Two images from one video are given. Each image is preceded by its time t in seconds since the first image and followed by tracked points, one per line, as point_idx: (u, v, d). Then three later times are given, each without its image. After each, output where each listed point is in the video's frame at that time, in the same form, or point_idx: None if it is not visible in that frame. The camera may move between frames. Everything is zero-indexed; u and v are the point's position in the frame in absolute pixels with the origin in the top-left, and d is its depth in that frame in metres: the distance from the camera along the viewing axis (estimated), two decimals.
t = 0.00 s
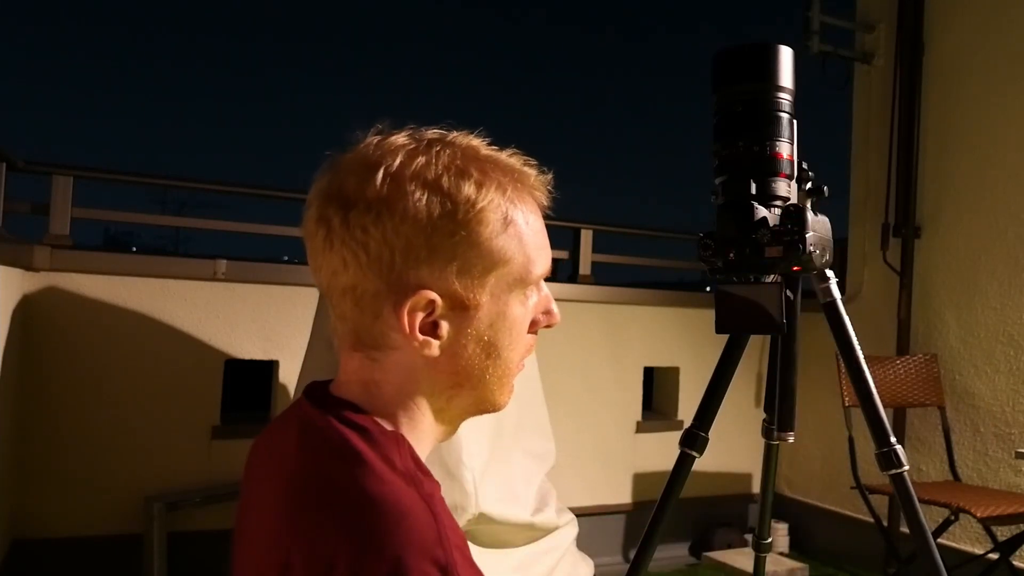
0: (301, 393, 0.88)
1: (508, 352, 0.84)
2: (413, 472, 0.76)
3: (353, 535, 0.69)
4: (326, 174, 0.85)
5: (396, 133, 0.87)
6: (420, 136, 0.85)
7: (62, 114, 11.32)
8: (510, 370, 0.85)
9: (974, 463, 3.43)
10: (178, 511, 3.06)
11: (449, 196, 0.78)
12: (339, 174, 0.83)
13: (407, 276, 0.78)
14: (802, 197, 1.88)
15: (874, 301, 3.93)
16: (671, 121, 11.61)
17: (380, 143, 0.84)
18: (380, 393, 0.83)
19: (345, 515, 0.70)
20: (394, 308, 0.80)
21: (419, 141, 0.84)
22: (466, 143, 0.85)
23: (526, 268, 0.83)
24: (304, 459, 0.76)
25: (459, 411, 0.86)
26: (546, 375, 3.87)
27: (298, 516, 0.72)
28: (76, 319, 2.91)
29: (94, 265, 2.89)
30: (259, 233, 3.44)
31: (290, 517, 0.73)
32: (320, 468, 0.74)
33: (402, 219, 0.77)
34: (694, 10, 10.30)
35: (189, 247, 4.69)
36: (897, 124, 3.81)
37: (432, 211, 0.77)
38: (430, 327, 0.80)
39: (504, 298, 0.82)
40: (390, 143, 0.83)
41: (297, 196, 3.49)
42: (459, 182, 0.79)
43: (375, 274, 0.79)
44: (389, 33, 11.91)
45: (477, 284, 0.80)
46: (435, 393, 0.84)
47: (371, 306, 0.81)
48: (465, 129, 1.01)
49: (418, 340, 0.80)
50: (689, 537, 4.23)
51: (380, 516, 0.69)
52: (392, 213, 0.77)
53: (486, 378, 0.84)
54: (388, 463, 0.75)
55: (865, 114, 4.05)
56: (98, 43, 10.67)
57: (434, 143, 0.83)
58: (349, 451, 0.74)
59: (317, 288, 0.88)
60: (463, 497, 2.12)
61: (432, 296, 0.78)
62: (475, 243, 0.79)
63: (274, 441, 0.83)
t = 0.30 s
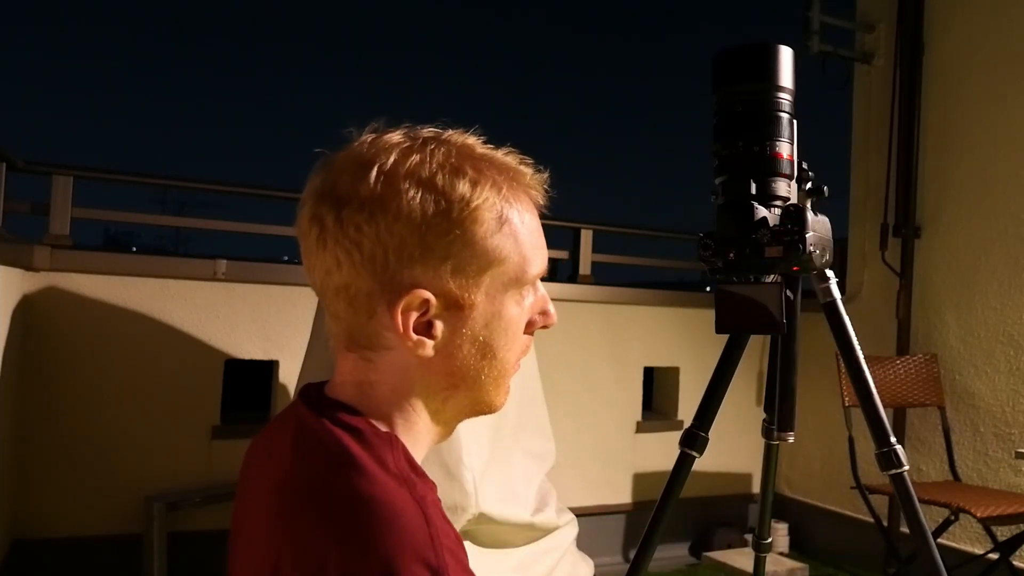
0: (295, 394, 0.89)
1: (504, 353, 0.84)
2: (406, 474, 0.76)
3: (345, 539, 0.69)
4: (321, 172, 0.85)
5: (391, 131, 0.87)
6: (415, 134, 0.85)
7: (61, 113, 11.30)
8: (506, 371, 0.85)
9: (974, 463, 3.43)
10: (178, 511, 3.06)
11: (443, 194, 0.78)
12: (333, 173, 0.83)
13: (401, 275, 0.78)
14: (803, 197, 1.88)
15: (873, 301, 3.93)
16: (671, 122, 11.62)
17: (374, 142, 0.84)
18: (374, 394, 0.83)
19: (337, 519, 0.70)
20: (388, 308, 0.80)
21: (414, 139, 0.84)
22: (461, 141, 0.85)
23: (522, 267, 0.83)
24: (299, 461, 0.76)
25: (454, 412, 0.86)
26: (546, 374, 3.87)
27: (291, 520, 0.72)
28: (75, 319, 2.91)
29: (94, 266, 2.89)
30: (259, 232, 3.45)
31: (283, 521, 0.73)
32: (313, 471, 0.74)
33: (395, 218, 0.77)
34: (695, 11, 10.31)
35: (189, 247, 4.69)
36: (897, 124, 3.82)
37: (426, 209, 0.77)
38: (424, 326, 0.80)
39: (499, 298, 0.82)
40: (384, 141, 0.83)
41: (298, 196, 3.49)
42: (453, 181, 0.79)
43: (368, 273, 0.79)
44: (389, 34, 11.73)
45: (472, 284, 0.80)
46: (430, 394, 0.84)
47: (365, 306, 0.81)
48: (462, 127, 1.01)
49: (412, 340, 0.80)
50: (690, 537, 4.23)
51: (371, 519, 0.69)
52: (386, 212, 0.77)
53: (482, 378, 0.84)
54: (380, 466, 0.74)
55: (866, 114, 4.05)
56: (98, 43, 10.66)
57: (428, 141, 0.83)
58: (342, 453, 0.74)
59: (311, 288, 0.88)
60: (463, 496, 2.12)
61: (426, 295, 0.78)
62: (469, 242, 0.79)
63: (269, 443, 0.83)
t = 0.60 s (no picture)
0: (293, 395, 0.89)
1: (504, 353, 0.85)
2: (404, 474, 0.76)
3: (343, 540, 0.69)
4: (320, 172, 0.85)
5: (391, 132, 0.87)
6: (416, 134, 0.85)
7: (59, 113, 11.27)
8: (505, 372, 0.85)
9: (975, 463, 3.43)
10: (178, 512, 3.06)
11: (443, 195, 0.78)
12: (332, 173, 0.83)
13: (401, 276, 0.78)
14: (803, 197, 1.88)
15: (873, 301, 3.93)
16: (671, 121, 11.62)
17: (374, 142, 0.84)
18: (374, 394, 0.83)
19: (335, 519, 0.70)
20: (387, 308, 0.80)
21: (415, 139, 0.84)
22: (461, 142, 0.85)
23: (522, 268, 0.83)
24: (297, 462, 0.76)
25: (453, 413, 0.86)
26: (546, 374, 3.87)
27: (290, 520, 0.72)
28: (75, 319, 2.91)
29: (94, 265, 2.89)
30: (259, 232, 3.45)
31: (281, 522, 0.73)
32: (311, 472, 0.74)
33: (395, 219, 0.77)
34: (695, 11, 10.31)
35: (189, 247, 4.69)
36: (897, 124, 3.82)
37: (425, 210, 0.77)
38: (423, 327, 0.80)
39: (498, 299, 0.82)
40: (385, 141, 0.83)
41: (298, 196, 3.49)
42: (454, 181, 0.79)
43: (368, 274, 0.79)
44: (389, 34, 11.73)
45: (471, 285, 0.80)
46: (430, 395, 0.84)
47: (365, 307, 0.81)
48: (462, 127, 1.01)
49: (411, 340, 0.80)
50: (690, 537, 4.23)
51: (370, 520, 0.69)
52: (385, 211, 0.77)
53: (481, 379, 0.84)
54: (379, 466, 0.74)
55: (866, 113, 4.05)
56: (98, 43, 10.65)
57: (429, 142, 0.83)
58: (341, 454, 0.75)
59: (310, 288, 0.88)
60: (463, 497, 2.12)
61: (425, 296, 0.78)
62: (469, 243, 0.79)
63: (267, 444, 0.83)
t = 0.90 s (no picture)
0: (295, 395, 0.89)
1: (506, 354, 0.85)
2: (405, 474, 0.76)
3: (343, 540, 0.69)
4: (323, 173, 0.85)
5: (393, 132, 0.87)
6: (418, 135, 0.85)
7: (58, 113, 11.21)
8: (507, 372, 0.85)
9: (975, 463, 3.43)
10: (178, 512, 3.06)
11: (445, 195, 0.78)
12: (334, 174, 0.83)
13: (402, 277, 0.78)
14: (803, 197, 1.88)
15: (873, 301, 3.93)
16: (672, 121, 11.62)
17: (376, 143, 0.84)
18: (375, 395, 0.83)
19: (336, 520, 0.70)
20: (389, 309, 0.80)
21: (417, 140, 0.84)
22: (463, 142, 0.85)
23: (524, 269, 0.83)
24: (298, 462, 0.76)
25: (454, 414, 0.86)
26: (546, 374, 3.87)
27: (289, 521, 0.72)
28: (75, 319, 2.91)
29: (94, 266, 2.90)
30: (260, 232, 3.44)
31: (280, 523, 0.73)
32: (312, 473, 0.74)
33: (397, 219, 0.77)
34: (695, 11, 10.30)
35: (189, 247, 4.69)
36: (897, 124, 3.82)
37: (428, 210, 0.77)
38: (424, 328, 0.80)
39: (501, 300, 0.82)
40: (387, 142, 0.83)
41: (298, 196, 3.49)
42: (456, 182, 0.79)
43: (370, 274, 0.79)
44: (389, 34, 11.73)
45: (474, 286, 0.80)
46: (431, 395, 0.84)
47: (366, 308, 0.81)
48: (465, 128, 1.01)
49: (413, 341, 0.80)
50: (690, 537, 4.23)
51: (371, 521, 0.69)
52: (387, 212, 0.77)
53: (483, 380, 0.84)
54: (381, 466, 0.74)
55: (866, 114, 4.05)
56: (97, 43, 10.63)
57: (431, 143, 0.83)
58: (342, 454, 0.74)
59: (312, 288, 0.88)
60: (463, 497, 2.13)
61: (427, 297, 0.78)
62: (471, 244, 0.79)
63: (269, 445, 0.82)
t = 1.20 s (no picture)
0: (297, 395, 0.89)
1: (508, 354, 0.85)
2: (406, 474, 0.76)
3: (344, 540, 0.69)
4: (325, 172, 0.85)
5: (395, 133, 0.87)
6: (420, 136, 0.85)
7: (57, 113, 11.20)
8: (508, 372, 0.85)
9: (975, 463, 3.43)
10: (178, 512, 3.06)
11: (447, 196, 0.78)
12: (336, 174, 0.83)
13: (404, 278, 0.78)
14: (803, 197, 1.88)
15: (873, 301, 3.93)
16: (672, 121, 11.64)
17: (379, 143, 0.84)
18: (376, 395, 0.83)
19: (337, 520, 0.70)
20: (390, 309, 0.80)
21: (419, 141, 0.84)
22: (465, 143, 0.85)
23: (525, 270, 0.83)
24: (299, 462, 0.76)
25: (455, 414, 0.86)
26: (547, 374, 3.87)
27: (289, 521, 0.72)
28: (75, 319, 2.91)
29: (94, 266, 2.90)
30: (259, 232, 3.45)
31: (281, 523, 0.73)
32: (313, 473, 0.74)
33: (399, 219, 0.77)
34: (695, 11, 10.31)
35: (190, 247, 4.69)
36: (897, 124, 3.82)
37: (429, 211, 0.77)
38: (426, 328, 0.80)
39: (502, 300, 0.82)
40: (389, 143, 0.83)
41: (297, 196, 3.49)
42: (458, 182, 0.79)
43: (371, 274, 0.79)
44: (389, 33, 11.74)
45: (475, 286, 0.80)
46: (433, 396, 0.84)
47: (367, 308, 0.81)
48: (466, 129, 1.01)
49: (414, 341, 0.80)
50: (690, 537, 4.23)
51: (371, 521, 0.69)
52: (389, 212, 0.77)
53: (484, 380, 0.84)
54: (382, 466, 0.74)
55: (866, 114, 4.05)
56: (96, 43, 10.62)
57: (433, 143, 0.83)
58: (343, 455, 0.74)
59: (314, 288, 0.88)
60: (463, 497, 2.13)
61: (428, 297, 0.78)
62: (473, 244, 0.79)
63: (269, 446, 0.83)
